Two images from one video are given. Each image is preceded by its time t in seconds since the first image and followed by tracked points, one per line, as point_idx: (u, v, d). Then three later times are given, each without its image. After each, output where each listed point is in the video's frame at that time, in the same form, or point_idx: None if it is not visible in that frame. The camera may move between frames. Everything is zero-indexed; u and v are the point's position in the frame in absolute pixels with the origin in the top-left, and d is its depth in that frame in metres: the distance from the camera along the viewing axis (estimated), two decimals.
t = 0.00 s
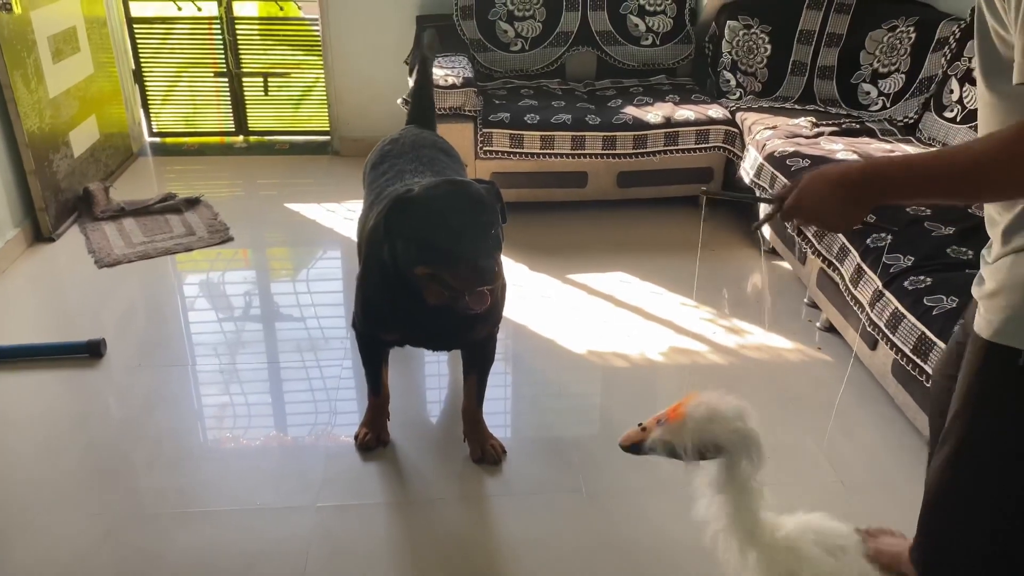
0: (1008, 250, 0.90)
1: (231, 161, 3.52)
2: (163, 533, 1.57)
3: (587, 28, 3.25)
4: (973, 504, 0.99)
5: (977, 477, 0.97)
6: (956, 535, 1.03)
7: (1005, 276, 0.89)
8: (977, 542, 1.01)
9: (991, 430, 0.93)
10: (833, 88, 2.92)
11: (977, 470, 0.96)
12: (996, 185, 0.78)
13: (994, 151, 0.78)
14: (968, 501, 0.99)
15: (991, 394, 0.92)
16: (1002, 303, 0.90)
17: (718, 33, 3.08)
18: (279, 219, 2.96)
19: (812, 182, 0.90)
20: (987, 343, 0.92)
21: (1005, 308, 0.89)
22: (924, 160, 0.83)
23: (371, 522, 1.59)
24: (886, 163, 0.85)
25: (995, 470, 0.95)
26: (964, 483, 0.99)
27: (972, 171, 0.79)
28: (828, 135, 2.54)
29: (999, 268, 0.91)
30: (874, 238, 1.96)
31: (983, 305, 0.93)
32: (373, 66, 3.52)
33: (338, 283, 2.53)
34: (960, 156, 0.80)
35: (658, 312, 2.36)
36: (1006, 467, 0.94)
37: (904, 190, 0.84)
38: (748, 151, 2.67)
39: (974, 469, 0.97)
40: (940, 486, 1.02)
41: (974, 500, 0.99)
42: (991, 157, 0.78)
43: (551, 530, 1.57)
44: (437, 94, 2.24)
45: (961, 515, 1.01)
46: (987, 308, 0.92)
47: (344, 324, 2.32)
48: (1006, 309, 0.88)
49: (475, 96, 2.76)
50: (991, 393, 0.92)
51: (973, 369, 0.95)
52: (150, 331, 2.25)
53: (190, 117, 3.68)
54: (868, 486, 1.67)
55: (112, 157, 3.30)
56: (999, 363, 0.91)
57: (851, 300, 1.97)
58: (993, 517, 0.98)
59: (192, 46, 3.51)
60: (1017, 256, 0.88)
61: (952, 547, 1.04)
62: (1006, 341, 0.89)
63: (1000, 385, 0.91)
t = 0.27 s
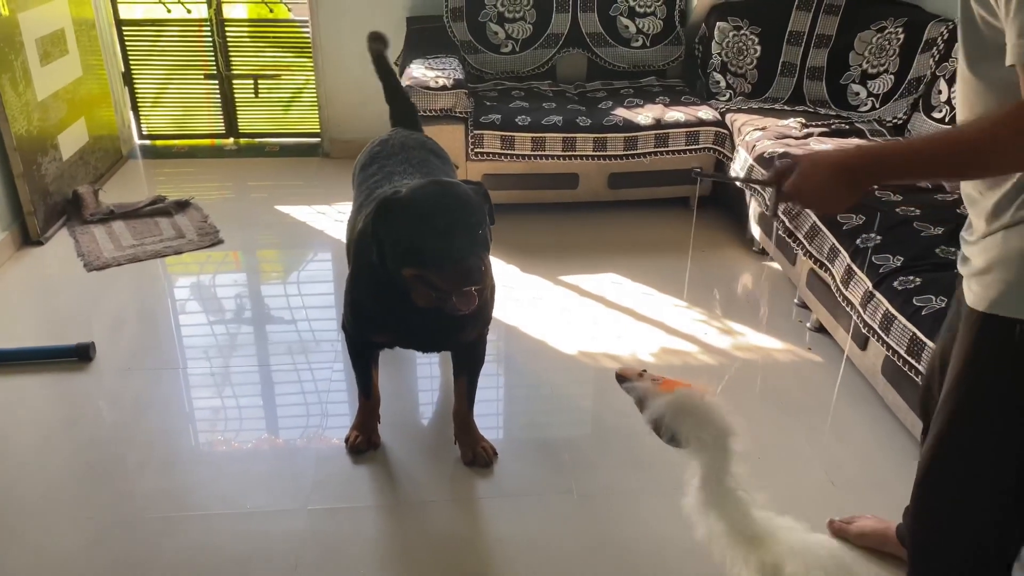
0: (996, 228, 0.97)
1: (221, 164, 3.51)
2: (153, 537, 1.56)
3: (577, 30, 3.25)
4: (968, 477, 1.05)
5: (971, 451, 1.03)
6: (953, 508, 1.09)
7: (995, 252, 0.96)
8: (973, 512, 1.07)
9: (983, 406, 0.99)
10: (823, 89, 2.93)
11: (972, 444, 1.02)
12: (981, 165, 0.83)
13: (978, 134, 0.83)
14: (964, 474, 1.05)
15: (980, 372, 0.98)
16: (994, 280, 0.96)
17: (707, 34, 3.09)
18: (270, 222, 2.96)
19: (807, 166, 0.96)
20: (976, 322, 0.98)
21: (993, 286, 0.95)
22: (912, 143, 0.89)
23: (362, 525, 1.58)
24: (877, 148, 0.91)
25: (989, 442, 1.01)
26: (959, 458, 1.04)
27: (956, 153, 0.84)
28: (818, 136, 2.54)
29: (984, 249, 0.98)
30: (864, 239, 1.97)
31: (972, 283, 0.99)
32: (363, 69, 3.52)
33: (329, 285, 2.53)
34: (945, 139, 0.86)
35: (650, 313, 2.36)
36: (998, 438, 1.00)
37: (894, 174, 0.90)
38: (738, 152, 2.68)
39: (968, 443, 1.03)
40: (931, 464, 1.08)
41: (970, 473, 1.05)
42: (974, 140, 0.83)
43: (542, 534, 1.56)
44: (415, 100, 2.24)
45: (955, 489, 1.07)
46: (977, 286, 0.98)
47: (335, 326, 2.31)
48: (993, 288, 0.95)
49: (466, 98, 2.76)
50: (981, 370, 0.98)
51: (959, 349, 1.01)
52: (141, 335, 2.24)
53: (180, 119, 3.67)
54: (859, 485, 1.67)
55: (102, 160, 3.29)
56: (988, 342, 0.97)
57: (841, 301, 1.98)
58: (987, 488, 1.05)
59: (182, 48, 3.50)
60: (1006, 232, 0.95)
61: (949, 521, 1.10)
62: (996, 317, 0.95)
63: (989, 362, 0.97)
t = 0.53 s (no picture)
0: (989, 201, 1.02)
1: (208, 161, 3.49)
2: (138, 538, 1.55)
3: (564, 27, 3.24)
4: (970, 450, 1.11)
5: (967, 426, 1.09)
6: (952, 482, 1.15)
7: (990, 226, 1.01)
8: (971, 484, 1.14)
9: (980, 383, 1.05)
10: (809, 86, 2.93)
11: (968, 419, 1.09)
12: (953, 146, 0.89)
13: (950, 116, 0.88)
14: (964, 448, 1.11)
15: (975, 351, 1.04)
16: (990, 252, 1.01)
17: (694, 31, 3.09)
18: (256, 219, 2.94)
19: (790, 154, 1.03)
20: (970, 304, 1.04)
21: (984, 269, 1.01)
22: (890, 127, 0.94)
23: (348, 524, 1.58)
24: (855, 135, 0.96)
25: (984, 417, 1.07)
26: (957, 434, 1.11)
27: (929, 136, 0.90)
28: (804, 132, 2.54)
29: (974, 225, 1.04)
30: (849, 234, 1.97)
31: (967, 257, 1.04)
32: (350, 66, 3.50)
33: (316, 283, 2.52)
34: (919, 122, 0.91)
35: (638, 309, 2.36)
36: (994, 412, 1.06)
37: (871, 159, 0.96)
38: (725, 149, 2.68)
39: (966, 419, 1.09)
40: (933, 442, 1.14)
41: (970, 447, 1.11)
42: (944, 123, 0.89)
43: (529, 531, 1.56)
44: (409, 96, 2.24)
45: (953, 464, 1.13)
46: (974, 260, 1.03)
47: (322, 324, 2.30)
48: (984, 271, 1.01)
49: (453, 95, 2.75)
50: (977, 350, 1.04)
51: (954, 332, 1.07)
52: (126, 334, 2.23)
53: (165, 117, 3.64)
54: (846, 481, 1.68)
55: (86, 158, 3.26)
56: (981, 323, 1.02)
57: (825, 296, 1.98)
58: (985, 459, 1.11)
59: (166, 45, 3.48)
60: (1001, 205, 1.00)
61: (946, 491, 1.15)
62: (988, 299, 1.01)
63: (984, 342, 1.03)
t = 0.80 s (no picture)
0: (987, 177, 1.07)
1: (204, 154, 3.48)
2: (137, 532, 1.55)
3: (560, 18, 3.24)
4: (955, 414, 1.17)
5: (956, 391, 1.15)
6: (937, 447, 1.20)
7: (988, 203, 1.06)
8: (954, 450, 1.19)
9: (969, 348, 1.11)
10: (806, 77, 2.93)
11: (957, 384, 1.14)
12: (955, 122, 0.95)
13: (953, 94, 0.93)
14: (950, 412, 1.17)
15: (966, 317, 1.10)
16: (986, 225, 1.06)
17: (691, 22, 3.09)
18: (252, 213, 2.93)
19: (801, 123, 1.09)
20: (962, 273, 1.09)
21: (976, 239, 1.07)
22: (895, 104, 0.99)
23: (346, 517, 1.58)
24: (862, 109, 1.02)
25: (973, 381, 1.13)
26: (946, 399, 1.16)
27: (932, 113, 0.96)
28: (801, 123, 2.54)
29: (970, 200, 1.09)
30: (846, 225, 1.97)
31: (961, 229, 1.10)
32: (345, 58, 3.49)
33: (312, 277, 2.52)
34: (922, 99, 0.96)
35: (635, 301, 2.36)
36: (981, 377, 1.12)
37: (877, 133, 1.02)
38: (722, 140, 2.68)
39: (954, 384, 1.14)
40: (920, 408, 1.19)
41: (957, 413, 1.16)
42: (946, 100, 0.94)
43: (527, 524, 1.56)
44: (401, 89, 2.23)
45: (939, 428, 1.19)
46: (969, 233, 1.08)
47: (319, 317, 2.30)
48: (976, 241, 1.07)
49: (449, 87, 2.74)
50: (967, 316, 1.10)
51: (944, 301, 1.13)
52: (123, 328, 2.22)
53: (160, 110, 3.63)
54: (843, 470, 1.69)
55: (81, 151, 3.26)
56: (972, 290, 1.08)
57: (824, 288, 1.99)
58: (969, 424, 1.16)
59: (161, 38, 3.47)
60: (1002, 182, 1.05)
61: (929, 455, 1.20)
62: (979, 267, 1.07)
63: (975, 309, 1.09)
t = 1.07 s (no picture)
0: (980, 161, 1.08)
1: (202, 144, 3.47)
2: (138, 521, 1.55)
3: (559, 5, 3.22)
4: (952, 398, 1.18)
5: (952, 375, 1.16)
6: (935, 431, 1.21)
7: (984, 187, 1.07)
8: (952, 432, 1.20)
9: (963, 332, 1.12)
10: (805, 64, 2.92)
11: (953, 368, 1.16)
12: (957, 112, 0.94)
13: (954, 84, 0.93)
14: (947, 396, 1.18)
15: (960, 301, 1.11)
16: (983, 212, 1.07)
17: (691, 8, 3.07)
18: (251, 203, 2.93)
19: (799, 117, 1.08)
20: (956, 259, 1.11)
21: (967, 224, 1.08)
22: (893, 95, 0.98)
23: (347, 505, 1.58)
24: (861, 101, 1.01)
25: (968, 364, 1.15)
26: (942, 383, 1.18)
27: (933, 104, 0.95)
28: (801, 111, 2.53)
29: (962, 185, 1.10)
30: (847, 213, 1.97)
31: (955, 214, 1.11)
32: (343, 47, 3.47)
33: (312, 266, 2.51)
34: (923, 89, 0.96)
35: (635, 290, 2.36)
36: (977, 357, 1.13)
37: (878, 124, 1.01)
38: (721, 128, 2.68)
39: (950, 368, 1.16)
40: (918, 393, 1.21)
41: (952, 393, 1.17)
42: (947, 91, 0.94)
43: (528, 512, 1.57)
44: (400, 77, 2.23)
45: (937, 412, 1.20)
46: (963, 218, 1.09)
47: (319, 307, 2.30)
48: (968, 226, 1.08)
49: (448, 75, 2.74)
50: (961, 300, 1.11)
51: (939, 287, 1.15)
52: (122, 319, 2.22)
53: (158, 100, 3.62)
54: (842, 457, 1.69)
55: (79, 141, 3.25)
56: (965, 274, 1.10)
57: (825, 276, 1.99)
58: (966, 407, 1.18)
59: (158, 27, 3.45)
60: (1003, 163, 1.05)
61: (927, 437, 1.22)
62: (971, 252, 1.08)
63: (968, 293, 1.10)
